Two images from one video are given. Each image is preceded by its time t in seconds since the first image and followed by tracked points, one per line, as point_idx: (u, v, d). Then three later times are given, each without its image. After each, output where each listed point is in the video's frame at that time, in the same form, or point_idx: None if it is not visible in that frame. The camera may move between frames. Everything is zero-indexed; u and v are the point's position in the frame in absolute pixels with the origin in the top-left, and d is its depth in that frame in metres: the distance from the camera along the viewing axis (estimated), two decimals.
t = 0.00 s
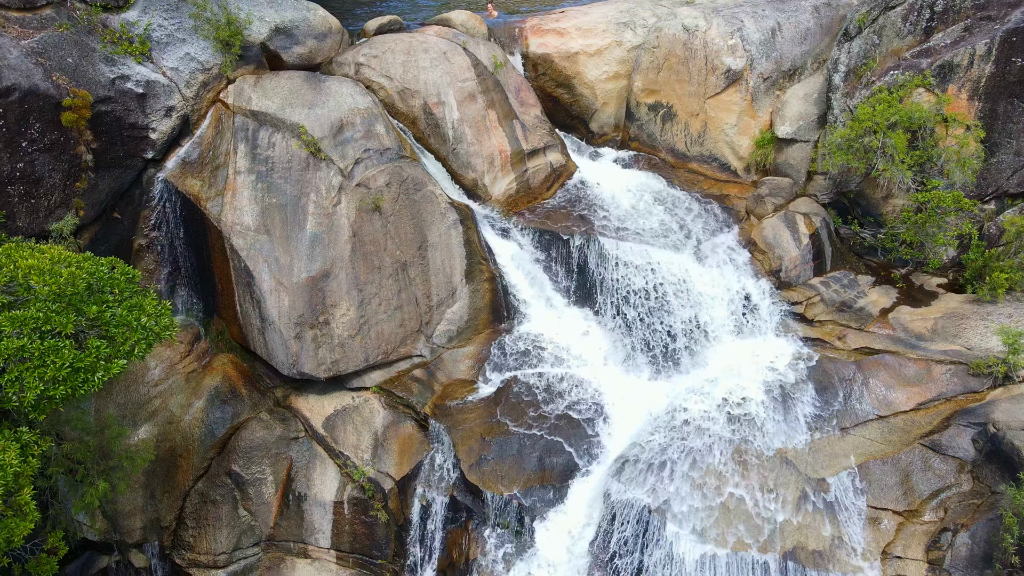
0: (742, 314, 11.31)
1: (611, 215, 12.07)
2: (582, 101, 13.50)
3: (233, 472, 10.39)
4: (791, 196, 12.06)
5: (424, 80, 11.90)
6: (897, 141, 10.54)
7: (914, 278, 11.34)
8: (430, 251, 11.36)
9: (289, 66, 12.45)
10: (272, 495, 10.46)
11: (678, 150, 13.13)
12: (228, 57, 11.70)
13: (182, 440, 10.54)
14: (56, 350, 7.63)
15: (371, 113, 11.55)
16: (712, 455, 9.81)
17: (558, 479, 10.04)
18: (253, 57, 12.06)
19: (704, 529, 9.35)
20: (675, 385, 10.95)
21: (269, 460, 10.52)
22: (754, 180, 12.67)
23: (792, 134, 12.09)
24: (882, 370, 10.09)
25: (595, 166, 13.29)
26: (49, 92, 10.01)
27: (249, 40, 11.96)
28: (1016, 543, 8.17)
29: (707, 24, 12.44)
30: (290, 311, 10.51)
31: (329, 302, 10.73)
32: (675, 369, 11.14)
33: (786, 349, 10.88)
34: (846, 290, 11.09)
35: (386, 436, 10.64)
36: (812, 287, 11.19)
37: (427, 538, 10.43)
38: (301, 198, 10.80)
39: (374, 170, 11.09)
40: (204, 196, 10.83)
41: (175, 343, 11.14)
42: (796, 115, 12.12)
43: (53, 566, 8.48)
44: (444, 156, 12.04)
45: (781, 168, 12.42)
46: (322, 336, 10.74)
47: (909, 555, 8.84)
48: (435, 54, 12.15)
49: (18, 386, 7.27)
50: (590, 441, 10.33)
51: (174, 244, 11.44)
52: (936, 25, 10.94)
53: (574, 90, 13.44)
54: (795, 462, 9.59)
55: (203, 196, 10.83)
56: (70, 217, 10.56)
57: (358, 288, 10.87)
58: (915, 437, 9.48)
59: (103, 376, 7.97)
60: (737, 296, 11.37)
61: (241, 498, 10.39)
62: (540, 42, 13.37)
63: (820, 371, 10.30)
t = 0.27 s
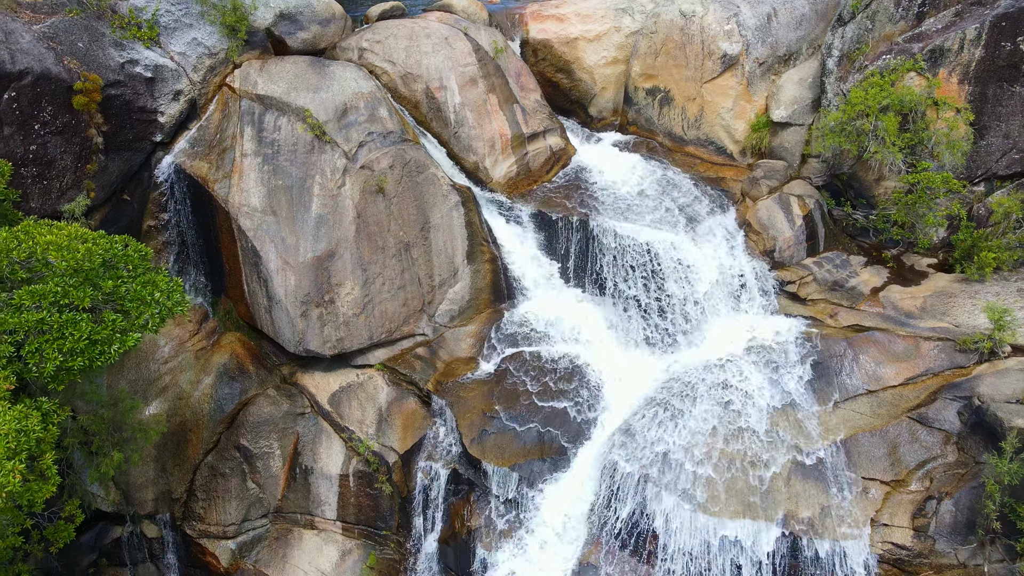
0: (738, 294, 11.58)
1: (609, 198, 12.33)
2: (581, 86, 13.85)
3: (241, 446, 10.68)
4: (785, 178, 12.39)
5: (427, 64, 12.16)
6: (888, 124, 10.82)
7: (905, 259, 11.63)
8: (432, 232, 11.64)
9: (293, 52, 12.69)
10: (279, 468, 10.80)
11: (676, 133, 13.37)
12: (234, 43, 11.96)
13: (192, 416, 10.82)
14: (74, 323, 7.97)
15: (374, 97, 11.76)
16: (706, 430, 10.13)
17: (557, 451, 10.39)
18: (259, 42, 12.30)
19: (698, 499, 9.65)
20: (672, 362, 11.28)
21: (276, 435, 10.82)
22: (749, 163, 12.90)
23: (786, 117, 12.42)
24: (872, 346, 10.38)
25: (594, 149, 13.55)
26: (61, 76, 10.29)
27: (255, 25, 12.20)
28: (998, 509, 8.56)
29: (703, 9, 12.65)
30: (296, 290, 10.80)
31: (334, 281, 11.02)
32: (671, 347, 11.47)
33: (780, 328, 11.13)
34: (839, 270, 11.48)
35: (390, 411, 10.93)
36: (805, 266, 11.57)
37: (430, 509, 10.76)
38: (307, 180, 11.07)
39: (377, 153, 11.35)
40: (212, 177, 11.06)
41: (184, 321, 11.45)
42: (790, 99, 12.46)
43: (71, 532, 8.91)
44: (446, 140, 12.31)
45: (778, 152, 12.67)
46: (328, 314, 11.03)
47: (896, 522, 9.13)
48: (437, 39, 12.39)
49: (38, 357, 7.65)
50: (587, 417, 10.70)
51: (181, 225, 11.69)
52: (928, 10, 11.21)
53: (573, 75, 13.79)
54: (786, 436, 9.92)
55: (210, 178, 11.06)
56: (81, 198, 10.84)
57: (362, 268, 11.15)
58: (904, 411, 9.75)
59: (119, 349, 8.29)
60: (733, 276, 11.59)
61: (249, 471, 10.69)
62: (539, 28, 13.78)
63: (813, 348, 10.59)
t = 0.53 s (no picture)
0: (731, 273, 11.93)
1: (607, 179, 12.67)
2: (580, 70, 14.18)
3: (249, 420, 10.97)
4: (779, 160, 12.66)
5: (428, 48, 12.41)
6: (880, 105, 11.10)
7: (896, 239, 11.90)
8: (434, 213, 11.90)
9: (296, 35, 12.89)
10: (286, 441, 11.07)
11: (673, 116, 13.78)
12: (239, 26, 12.19)
13: (201, 390, 11.08)
14: (90, 296, 8.28)
15: (376, 80, 12.02)
16: (701, 403, 10.42)
17: (556, 425, 10.68)
18: (263, 26, 12.53)
19: (693, 469, 9.94)
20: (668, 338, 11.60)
21: (283, 410, 11.11)
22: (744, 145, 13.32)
23: (780, 100, 12.72)
24: (862, 322, 10.68)
25: (592, 132, 13.88)
26: (71, 59, 10.63)
27: (259, 10, 12.43)
28: (980, 475, 8.90)
29: None
30: (301, 268, 11.09)
31: (339, 260, 11.31)
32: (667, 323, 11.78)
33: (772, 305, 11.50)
34: (830, 249, 11.75)
35: (393, 387, 11.21)
36: (798, 246, 11.88)
37: (433, 482, 11.09)
38: (312, 161, 11.33)
39: (380, 134, 11.60)
40: (219, 159, 11.31)
41: (192, 299, 11.63)
42: (784, 82, 12.74)
43: (87, 499, 9.21)
44: (447, 123, 12.58)
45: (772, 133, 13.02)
46: (333, 292, 11.33)
47: (882, 490, 9.45)
48: (438, 23, 12.64)
49: (56, 329, 7.98)
50: (585, 390, 11.01)
51: (188, 205, 11.92)
52: None
53: (572, 59, 14.11)
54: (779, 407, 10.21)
55: (217, 159, 11.31)
56: (91, 178, 11.11)
57: (366, 247, 11.43)
58: (892, 383, 10.06)
59: (133, 321, 8.59)
60: (726, 255, 12.00)
61: (257, 444, 10.96)
62: (539, 12, 13.99)
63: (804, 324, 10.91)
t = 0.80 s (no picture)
0: (726, 251, 12.24)
1: (605, 160, 12.97)
2: (578, 53, 14.40)
3: (256, 393, 11.27)
4: (773, 141, 13.06)
5: (429, 31, 12.72)
6: (870, 88, 11.38)
7: (887, 218, 12.22)
8: (435, 192, 12.17)
9: (300, 19, 13.10)
10: (292, 415, 11.35)
11: (670, 99, 14.07)
12: (244, 10, 12.42)
13: (209, 364, 11.39)
14: (105, 269, 8.60)
15: (378, 63, 12.25)
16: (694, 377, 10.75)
17: (555, 399, 10.96)
18: (267, 10, 12.76)
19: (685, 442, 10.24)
20: (663, 314, 11.91)
21: (289, 384, 11.41)
22: (739, 127, 13.63)
23: (774, 83, 13.05)
24: (852, 298, 10.97)
25: (591, 114, 14.11)
26: (80, 41, 10.93)
27: None
28: (963, 442, 9.20)
29: None
30: (306, 247, 11.38)
31: (343, 239, 11.60)
32: (662, 300, 12.09)
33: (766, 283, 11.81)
34: (823, 228, 12.11)
35: (396, 362, 11.54)
36: (792, 225, 12.21)
37: (434, 454, 11.42)
38: (316, 142, 11.59)
39: (383, 116, 11.86)
40: (225, 140, 11.57)
41: (198, 278, 11.98)
42: (779, 64, 13.03)
43: (101, 467, 9.51)
44: (448, 105, 12.88)
45: (767, 115, 13.36)
46: (337, 271, 11.62)
47: (869, 459, 9.77)
48: (439, 7, 12.91)
49: (72, 301, 8.31)
50: (583, 364, 11.32)
51: (195, 186, 12.16)
52: None
53: (571, 42, 14.34)
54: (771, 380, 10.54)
55: (223, 140, 11.58)
56: (101, 158, 11.37)
57: (369, 226, 11.72)
58: (880, 357, 10.37)
59: (146, 294, 8.93)
60: (722, 234, 12.29)
61: (264, 417, 11.28)
62: None
63: (794, 300, 11.22)
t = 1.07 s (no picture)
0: (721, 229, 12.56)
1: (602, 141, 13.25)
2: (576, 36, 14.56)
3: (263, 368, 11.49)
4: (768, 122, 13.33)
5: (431, 13, 12.91)
6: (863, 68, 11.70)
7: (880, 197, 12.50)
8: (437, 172, 12.45)
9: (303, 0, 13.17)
10: (298, 389, 11.58)
11: (667, 81, 14.35)
12: None
13: (217, 340, 11.67)
14: (118, 243, 8.90)
15: (381, 45, 12.44)
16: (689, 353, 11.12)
17: (555, 371, 11.44)
18: None
19: (679, 411, 10.64)
20: (659, 290, 12.33)
21: (295, 359, 11.61)
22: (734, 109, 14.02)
23: (769, 65, 13.38)
24: (843, 275, 11.28)
25: (590, 95, 14.43)
26: (89, 23, 11.21)
27: None
28: (948, 412, 9.47)
29: None
30: (311, 225, 11.65)
31: (346, 218, 11.87)
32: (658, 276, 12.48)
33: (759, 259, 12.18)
34: (816, 208, 12.38)
35: (399, 337, 11.83)
36: (785, 204, 12.50)
37: (436, 426, 11.78)
38: (319, 123, 11.82)
39: (385, 97, 12.08)
40: (230, 121, 11.77)
41: (205, 257, 12.22)
42: (775, 47, 13.33)
43: (115, 437, 9.77)
44: (449, 87, 13.20)
45: (765, 98, 13.59)
46: (341, 249, 11.91)
47: (858, 429, 10.07)
48: None
49: (87, 274, 8.60)
50: (581, 337, 11.74)
51: (202, 165, 12.44)
52: None
53: (569, 25, 14.50)
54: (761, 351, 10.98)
55: (229, 121, 11.77)
56: (109, 138, 11.67)
57: (372, 205, 12.00)
58: (870, 331, 10.66)
59: (158, 268, 9.25)
60: (717, 213, 12.58)
61: (270, 390, 11.49)
62: None
63: (787, 277, 11.56)
